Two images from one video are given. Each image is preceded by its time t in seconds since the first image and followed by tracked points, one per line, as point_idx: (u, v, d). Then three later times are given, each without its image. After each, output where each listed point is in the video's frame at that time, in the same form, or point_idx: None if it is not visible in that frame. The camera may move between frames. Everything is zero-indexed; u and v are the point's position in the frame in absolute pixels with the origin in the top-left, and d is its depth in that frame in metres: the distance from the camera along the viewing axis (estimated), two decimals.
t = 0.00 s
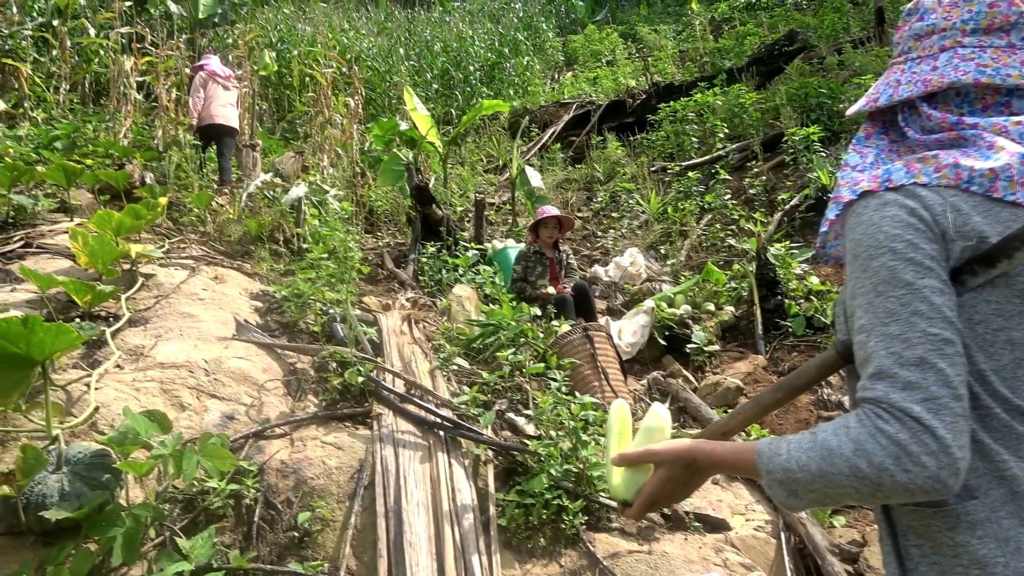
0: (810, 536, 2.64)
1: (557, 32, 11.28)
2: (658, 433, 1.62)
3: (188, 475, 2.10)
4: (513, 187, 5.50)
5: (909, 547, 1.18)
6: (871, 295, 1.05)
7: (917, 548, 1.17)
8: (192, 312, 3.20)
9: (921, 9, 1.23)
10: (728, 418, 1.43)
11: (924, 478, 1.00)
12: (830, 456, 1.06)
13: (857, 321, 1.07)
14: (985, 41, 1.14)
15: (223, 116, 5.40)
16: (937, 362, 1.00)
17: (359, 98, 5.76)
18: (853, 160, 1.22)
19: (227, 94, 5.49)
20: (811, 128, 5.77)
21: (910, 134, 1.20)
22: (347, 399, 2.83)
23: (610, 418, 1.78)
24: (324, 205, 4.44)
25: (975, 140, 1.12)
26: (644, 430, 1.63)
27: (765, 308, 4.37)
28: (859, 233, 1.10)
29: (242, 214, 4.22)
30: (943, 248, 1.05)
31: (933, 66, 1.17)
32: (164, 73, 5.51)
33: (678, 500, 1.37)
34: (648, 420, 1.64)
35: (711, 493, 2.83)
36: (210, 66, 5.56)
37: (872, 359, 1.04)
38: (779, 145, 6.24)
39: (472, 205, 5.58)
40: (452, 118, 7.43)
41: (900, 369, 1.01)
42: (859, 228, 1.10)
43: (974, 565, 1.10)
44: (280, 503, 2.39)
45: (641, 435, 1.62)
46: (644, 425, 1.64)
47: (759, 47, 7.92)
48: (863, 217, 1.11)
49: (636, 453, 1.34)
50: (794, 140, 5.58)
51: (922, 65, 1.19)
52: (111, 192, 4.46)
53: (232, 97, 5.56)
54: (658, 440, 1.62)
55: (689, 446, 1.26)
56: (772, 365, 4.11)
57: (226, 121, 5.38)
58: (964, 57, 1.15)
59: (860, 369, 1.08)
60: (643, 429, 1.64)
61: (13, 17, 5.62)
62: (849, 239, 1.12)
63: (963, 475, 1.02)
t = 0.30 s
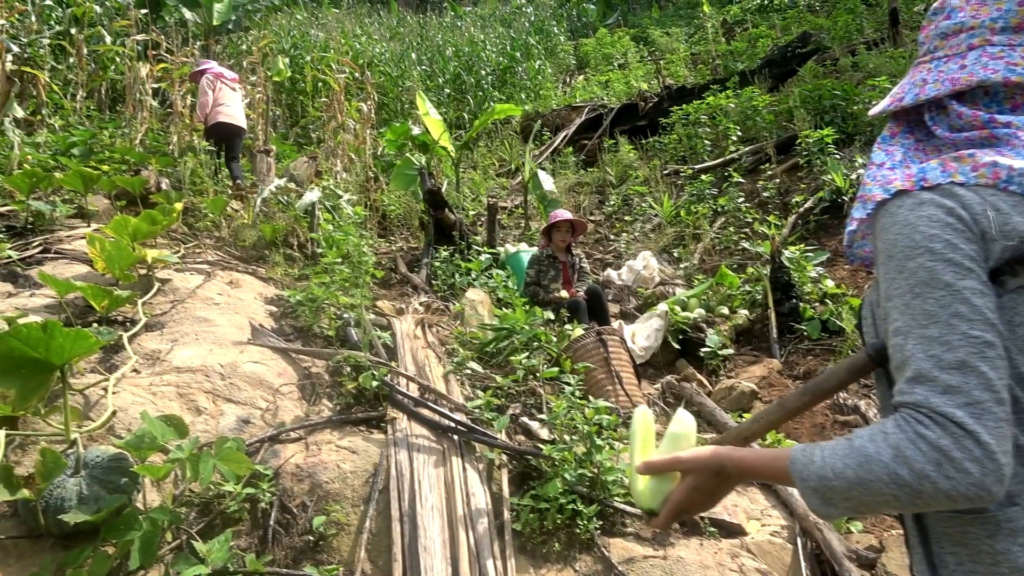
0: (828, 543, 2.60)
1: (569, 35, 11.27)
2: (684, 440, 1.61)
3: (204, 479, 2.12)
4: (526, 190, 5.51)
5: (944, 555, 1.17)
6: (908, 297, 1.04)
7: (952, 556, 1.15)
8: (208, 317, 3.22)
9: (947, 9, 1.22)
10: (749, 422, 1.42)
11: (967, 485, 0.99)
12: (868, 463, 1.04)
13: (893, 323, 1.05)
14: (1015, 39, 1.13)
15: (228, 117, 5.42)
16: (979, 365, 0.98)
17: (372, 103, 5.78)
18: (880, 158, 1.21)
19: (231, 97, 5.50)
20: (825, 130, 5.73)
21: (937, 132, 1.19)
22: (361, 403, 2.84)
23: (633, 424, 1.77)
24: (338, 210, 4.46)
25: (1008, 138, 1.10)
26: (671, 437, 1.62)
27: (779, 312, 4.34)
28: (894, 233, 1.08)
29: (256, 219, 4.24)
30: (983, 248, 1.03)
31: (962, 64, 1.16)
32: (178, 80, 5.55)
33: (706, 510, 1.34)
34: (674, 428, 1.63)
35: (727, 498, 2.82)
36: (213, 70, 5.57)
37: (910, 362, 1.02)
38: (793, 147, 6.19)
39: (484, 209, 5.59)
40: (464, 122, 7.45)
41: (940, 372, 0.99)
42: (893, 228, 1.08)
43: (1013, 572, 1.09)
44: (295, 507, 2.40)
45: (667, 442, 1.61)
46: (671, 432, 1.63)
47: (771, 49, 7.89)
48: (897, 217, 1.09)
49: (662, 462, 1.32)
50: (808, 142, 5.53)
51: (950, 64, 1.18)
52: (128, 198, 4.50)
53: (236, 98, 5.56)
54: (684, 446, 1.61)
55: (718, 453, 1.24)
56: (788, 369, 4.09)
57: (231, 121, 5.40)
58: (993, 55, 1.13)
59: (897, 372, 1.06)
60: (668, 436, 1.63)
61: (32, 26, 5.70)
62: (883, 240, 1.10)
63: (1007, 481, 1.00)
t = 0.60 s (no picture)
0: (845, 547, 2.58)
1: (580, 38, 11.27)
2: (707, 446, 1.60)
3: (221, 483, 2.13)
4: (538, 194, 5.51)
5: (977, 561, 1.15)
6: (951, 298, 1.01)
7: (986, 563, 1.14)
8: (223, 321, 3.24)
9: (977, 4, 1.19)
10: (769, 426, 1.42)
11: (1017, 492, 0.97)
12: (912, 470, 1.02)
13: (935, 325, 1.03)
14: None
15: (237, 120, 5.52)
16: None
17: (384, 108, 5.80)
18: (907, 157, 1.21)
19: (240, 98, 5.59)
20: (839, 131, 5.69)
21: (968, 129, 1.16)
22: (375, 407, 2.85)
23: (653, 432, 1.76)
24: (351, 214, 4.48)
25: None
26: (693, 443, 1.61)
27: (794, 314, 4.31)
28: (934, 231, 1.06)
29: (271, 224, 4.27)
30: None
31: (993, 59, 1.12)
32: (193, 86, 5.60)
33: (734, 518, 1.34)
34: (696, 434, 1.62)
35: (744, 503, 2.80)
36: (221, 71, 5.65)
37: (955, 365, 1.00)
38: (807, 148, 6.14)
39: (497, 213, 5.60)
40: (476, 126, 7.46)
41: (988, 376, 0.97)
42: (933, 226, 1.06)
43: None
44: (311, 510, 2.40)
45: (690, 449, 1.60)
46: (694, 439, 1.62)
47: (784, 50, 7.85)
48: (937, 215, 1.06)
49: (688, 469, 1.32)
50: (822, 143, 5.49)
51: (981, 58, 1.15)
52: (144, 204, 4.54)
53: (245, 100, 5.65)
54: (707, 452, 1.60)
55: (745, 460, 1.24)
56: (803, 371, 4.06)
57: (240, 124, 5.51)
58: None
59: (939, 375, 1.04)
60: (691, 443, 1.62)
61: (49, 34, 5.78)
62: (921, 238, 1.08)
63: None
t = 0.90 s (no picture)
0: (865, 550, 2.55)
1: (591, 41, 11.26)
2: (727, 459, 1.52)
3: (239, 489, 2.14)
4: (551, 197, 5.51)
5: (1006, 568, 1.14)
6: (982, 301, 1.00)
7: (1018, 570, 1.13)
8: (239, 328, 3.26)
9: None
10: (789, 434, 1.40)
11: None
12: (950, 479, 1.01)
13: (966, 329, 1.02)
14: None
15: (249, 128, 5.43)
16: None
17: (396, 113, 5.82)
18: (927, 155, 1.20)
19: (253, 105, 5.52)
20: (853, 130, 5.65)
21: (986, 126, 1.15)
22: (391, 412, 2.86)
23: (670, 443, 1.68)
24: (365, 220, 4.50)
25: None
26: (715, 456, 1.52)
27: (810, 316, 4.27)
28: (961, 233, 1.05)
29: (285, 230, 4.29)
30: None
31: (1011, 54, 1.11)
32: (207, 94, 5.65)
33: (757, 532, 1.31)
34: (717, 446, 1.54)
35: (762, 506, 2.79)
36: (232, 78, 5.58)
37: (990, 370, 0.98)
38: (822, 148, 6.09)
39: (509, 216, 5.60)
40: (488, 130, 7.47)
41: None
42: (960, 229, 1.05)
43: None
44: (328, 516, 2.41)
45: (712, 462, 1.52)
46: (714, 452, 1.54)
47: (797, 50, 7.81)
48: (963, 217, 1.05)
49: (710, 483, 1.30)
50: (837, 143, 5.45)
51: (998, 54, 1.14)
52: (160, 212, 4.58)
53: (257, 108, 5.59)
54: (728, 466, 1.51)
55: (770, 472, 1.22)
56: (820, 373, 4.03)
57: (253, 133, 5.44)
58: None
59: (972, 380, 1.03)
60: (713, 455, 1.54)
61: (66, 45, 5.85)
62: (947, 241, 1.07)
63: None
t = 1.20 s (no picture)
0: (883, 558, 2.52)
1: (603, 46, 11.26)
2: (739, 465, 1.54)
3: (255, 494, 2.15)
4: (564, 202, 5.51)
5: None
6: (994, 305, 0.99)
7: None
8: (255, 334, 3.29)
9: (1015, 7, 1.16)
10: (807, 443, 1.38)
11: None
12: (963, 483, 1.00)
13: (978, 333, 1.01)
14: None
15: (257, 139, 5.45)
16: None
17: (410, 119, 5.85)
18: (948, 170, 1.19)
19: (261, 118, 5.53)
20: (868, 134, 5.61)
21: (998, 142, 1.17)
22: (406, 418, 2.87)
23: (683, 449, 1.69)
24: (379, 226, 4.52)
25: None
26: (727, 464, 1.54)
27: (826, 321, 4.24)
28: (974, 238, 1.05)
29: (300, 236, 4.31)
30: None
31: None
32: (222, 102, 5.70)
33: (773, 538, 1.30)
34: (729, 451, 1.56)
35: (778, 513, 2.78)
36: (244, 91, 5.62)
37: (1003, 374, 0.97)
38: (836, 152, 6.04)
39: (523, 222, 5.61)
40: (501, 136, 7.48)
41: None
42: (972, 234, 1.05)
43: None
44: (343, 522, 2.42)
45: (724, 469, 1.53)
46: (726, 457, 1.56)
47: (810, 53, 7.78)
48: (975, 223, 1.05)
49: (723, 489, 1.29)
50: (851, 147, 5.42)
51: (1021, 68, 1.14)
52: (176, 219, 4.62)
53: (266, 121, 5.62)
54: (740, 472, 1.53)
55: (785, 477, 1.21)
56: (836, 379, 3.99)
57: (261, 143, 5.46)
58: None
59: (984, 385, 1.02)
60: (726, 462, 1.55)
61: (85, 55, 5.93)
62: (959, 246, 1.07)
63: None
